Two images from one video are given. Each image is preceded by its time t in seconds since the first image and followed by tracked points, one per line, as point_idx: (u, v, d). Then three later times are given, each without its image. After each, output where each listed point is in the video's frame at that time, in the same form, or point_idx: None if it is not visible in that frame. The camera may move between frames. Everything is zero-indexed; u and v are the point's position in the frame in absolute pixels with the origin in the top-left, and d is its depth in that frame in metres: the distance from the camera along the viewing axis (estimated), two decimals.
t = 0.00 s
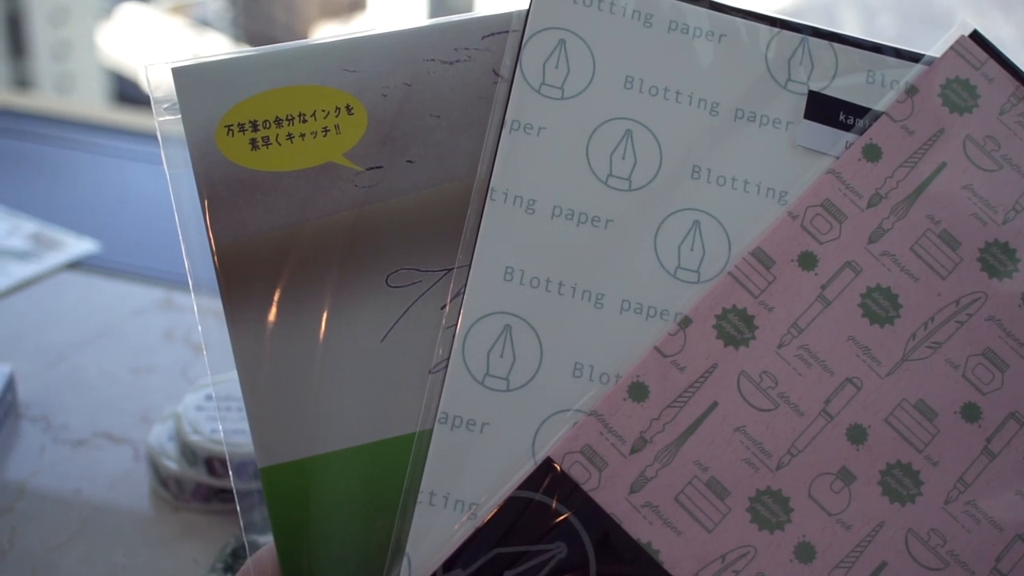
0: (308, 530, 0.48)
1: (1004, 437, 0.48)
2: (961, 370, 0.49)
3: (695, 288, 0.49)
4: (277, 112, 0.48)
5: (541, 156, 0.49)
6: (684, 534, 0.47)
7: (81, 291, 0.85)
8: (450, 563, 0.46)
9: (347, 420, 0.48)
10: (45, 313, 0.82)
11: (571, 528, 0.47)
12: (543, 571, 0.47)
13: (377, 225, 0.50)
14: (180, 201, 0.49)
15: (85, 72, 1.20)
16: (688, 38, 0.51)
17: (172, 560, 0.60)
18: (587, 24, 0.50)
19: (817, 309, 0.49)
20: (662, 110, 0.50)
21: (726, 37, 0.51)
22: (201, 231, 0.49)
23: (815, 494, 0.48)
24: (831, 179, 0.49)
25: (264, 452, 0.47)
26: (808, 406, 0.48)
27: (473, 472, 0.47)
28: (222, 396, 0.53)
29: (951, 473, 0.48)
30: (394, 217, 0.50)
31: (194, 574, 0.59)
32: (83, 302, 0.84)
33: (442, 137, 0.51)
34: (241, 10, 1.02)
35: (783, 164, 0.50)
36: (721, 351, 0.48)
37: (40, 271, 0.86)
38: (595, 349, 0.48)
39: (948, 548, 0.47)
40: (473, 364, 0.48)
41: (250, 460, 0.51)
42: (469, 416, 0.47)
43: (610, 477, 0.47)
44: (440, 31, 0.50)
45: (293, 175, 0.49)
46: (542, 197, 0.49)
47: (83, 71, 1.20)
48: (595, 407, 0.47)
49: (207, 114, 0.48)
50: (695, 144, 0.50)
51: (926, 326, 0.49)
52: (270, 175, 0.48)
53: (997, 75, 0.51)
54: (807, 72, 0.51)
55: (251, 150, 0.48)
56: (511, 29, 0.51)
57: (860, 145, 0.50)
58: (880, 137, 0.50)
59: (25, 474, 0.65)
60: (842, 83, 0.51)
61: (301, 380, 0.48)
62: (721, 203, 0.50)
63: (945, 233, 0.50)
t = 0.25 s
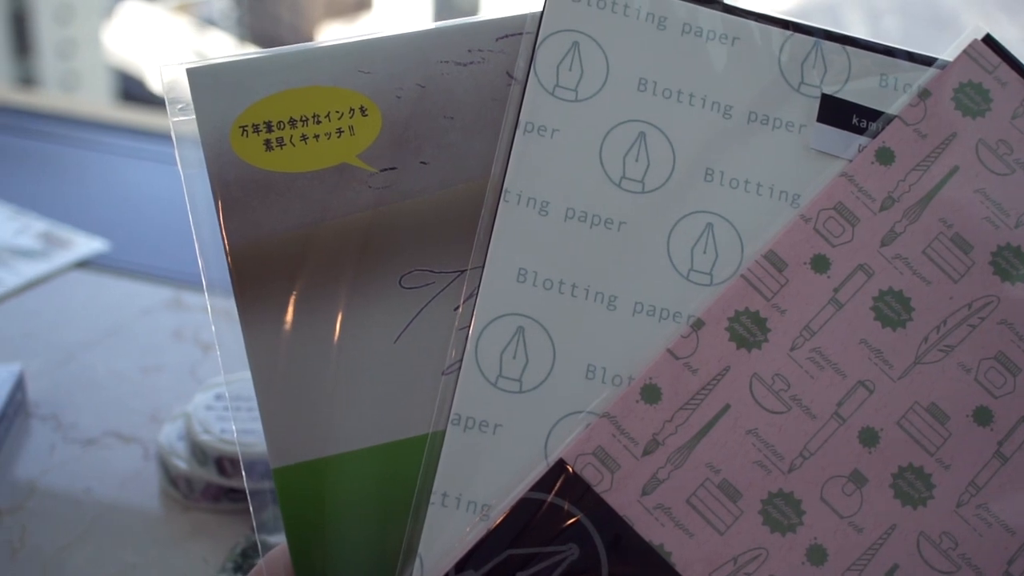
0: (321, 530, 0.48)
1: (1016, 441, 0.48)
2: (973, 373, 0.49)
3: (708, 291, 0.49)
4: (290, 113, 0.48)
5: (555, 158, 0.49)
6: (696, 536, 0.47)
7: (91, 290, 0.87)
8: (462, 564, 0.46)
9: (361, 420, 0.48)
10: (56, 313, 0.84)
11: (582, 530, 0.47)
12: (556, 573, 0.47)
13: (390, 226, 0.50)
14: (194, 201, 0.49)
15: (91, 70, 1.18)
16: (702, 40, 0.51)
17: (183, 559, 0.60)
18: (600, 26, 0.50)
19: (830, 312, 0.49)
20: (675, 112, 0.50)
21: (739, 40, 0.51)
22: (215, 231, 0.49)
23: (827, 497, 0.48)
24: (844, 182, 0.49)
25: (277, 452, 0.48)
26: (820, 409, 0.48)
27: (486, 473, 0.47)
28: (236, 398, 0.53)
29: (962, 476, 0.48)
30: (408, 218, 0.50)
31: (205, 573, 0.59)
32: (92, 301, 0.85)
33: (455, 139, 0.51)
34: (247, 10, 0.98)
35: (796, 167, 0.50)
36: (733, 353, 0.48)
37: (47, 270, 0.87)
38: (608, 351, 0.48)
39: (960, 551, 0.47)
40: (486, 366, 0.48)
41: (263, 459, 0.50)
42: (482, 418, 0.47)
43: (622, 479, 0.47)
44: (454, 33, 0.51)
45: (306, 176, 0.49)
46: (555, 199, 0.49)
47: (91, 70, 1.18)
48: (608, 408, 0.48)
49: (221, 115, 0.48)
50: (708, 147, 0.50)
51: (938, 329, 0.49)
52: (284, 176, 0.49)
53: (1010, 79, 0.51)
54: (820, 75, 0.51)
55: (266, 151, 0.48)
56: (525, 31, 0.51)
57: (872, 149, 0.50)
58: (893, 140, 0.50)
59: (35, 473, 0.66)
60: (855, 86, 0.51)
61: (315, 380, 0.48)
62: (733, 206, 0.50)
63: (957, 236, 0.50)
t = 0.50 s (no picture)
0: (333, 531, 0.48)
1: None
2: (982, 377, 0.49)
3: (718, 294, 0.49)
4: (303, 114, 0.49)
5: (566, 161, 0.49)
6: (706, 539, 0.47)
7: (100, 291, 0.89)
8: (472, 566, 0.46)
9: (372, 422, 0.49)
10: (65, 314, 0.85)
11: (592, 531, 0.47)
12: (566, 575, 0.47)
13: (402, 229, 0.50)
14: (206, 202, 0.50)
15: (94, 69, 1.17)
16: (713, 44, 0.51)
17: (192, 559, 0.61)
18: (612, 30, 0.50)
19: (840, 316, 0.49)
20: (686, 115, 0.50)
21: (750, 43, 0.51)
22: (227, 233, 0.50)
23: (836, 500, 0.48)
24: (855, 186, 0.49)
25: (289, 453, 0.48)
26: (830, 412, 0.48)
27: (497, 475, 0.47)
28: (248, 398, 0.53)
29: (972, 479, 0.48)
30: (419, 221, 0.50)
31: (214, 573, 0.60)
32: (100, 301, 0.87)
33: (467, 141, 0.51)
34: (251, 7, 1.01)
35: (806, 170, 0.50)
36: (743, 357, 0.48)
37: (57, 270, 0.90)
38: (619, 354, 0.48)
39: (969, 555, 0.48)
40: (497, 368, 0.48)
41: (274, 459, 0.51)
42: (492, 419, 0.48)
43: (632, 481, 0.47)
44: (466, 35, 0.51)
45: (318, 177, 0.49)
46: (566, 202, 0.49)
47: (93, 68, 1.17)
48: (618, 411, 0.48)
49: (233, 116, 0.48)
50: (719, 150, 0.50)
51: (947, 333, 0.49)
52: (297, 178, 0.49)
53: (1020, 84, 0.51)
54: (831, 79, 0.51)
55: (277, 152, 0.48)
56: (536, 34, 0.51)
57: (882, 153, 0.50)
58: (903, 144, 0.50)
59: (42, 473, 0.67)
60: (866, 91, 0.51)
61: (326, 382, 0.48)
62: (744, 209, 0.50)
63: (967, 241, 0.50)
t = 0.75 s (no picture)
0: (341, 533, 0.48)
1: None
2: (990, 381, 0.49)
3: (726, 298, 0.49)
4: (313, 116, 0.49)
5: (575, 164, 0.50)
6: (714, 541, 0.47)
7: (105, 290, 0.89)
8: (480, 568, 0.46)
9: (381, 423, 0.49)
10: (70, 314, 0.86)
11: (600, 534, 0.47)
12: None
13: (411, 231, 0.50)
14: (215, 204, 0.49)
15: (96, 68, 1.16)
16: (722, 48, 0.51)
17: (199, 559, 0.61)
18: (621, 33, 0.50)
19: (848, 319, 0.49)
20: (695, 119, 0.50)
21: (759, 48, 0.51)
22: (236, 234, 0.50)
23: (844, 503, 0.48)
24: (863, 190, 0.49)
25: (299, 455, 0.48)
26: (838, 416, 0.48)
27: (505, 477, 0.47)
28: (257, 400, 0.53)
29: (979, 483, 0.48)
30: (428, 223, 0.50)
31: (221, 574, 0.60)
32: (105, 301, 0.88)
33: (476, 143, 0.51)
34: (254, 8, 1.00)
35: (815, 174, 0.50)
36: (751, 360, 0.49)
37: (63, 270, 0.90)
38: (627, 357, 0.49)
39: (976, 558, 0.48)
40: (505, 371, 0.48)
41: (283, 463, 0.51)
42: (501, 422, 0.48)
43: (640, 484, 0.47)
44: (476, 38, 0.51)
45: (328, 179, 0.49)
46: (575, 205, 0.49)
47: (96, 67, 1.17)
48: (627, 414, 0.48)
49: (243, 118, 0.48)
50: (727, 154, 0.50)
51: (955, 337, 0.49)
52: (306, 180, 0.49)
53: None
54: (839, 83, 0.51)
55: (287, 154, 0.48)
56: (546, 38, 0.52)
57: (891, 157, 0.50)
58: (911, 149, 0.50)
59: (49, 473, 0.67)
60: (874, 95, 0.51)
61: (335, 383, 0.49)
62: (752, 213, 0.50)
63: (975, 245, 0.50)
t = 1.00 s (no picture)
0: (349, 535, 0.49)
1: None
2: (995, 385, 0.49)
3: (733, 301, 0.49)
4: (320, 118, 0.49)
5: (582, 167, 0.50)
6: (720, 544, 0.47)
7: (109, 290, 0.89)
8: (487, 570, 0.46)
9: (388, 425, 0.49)
10: (75, 314, 0.86)
11: (606, 537, 0.47)
12: None
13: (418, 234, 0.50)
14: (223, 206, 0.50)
15: (97, 68, 1.16)
16: (728, 51, 0.51)
17: (204, 560, 0.61)
18: (628, 35, 0.50)
19: (853, 323, 0.49)
20: (702, 122, 0.51)
21: (765, 51, 0.51)
22: (244, 236, 0.50)
23: (850, 507, 0.48)
24: (869, 194, 0.50)
25: (305, 457, 0.48)
26: (844, 419, 0.48)
27: (512, 480, 0.47)
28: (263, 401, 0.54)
29: (984, 487, 0.48)
30: (435, 225, 0.51)
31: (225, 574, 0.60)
32: (109, 301, 0.88)
33: (483, 146, 0.51)
34: (255, 9, 1.02)
35: (821, 178, 0.50)
36: (758, 363, 0.49)
37: (67, 271, 0.90)
38: (634, 360, 0.49)
39: (981, 562, 0.48)
40: (512, 373, 0.48)
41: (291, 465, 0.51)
42: (507, 424, 0.48)
43: (646, 487, 0.48)
44: (483, 41, 0.51)
45: (334, 181, 0.49)
46: (582, 208, 0.49)
47: (98, 67, 1.16)
48: (633, 416, 0.48)
49: (250, 120, 0.48)
50: (734, 158, 0.50)
51: (960, 341, 0.49)
52: (312, 182, 0.49)
53: None
54: (845, 87, 0.51)
55: (293, 156, 0.48)
56: (553, 40, 0.52)
57: (897, 161, 0.50)
58: (918, 152, 0.50)
59: (54, 473, 0.67)
60: (880, 99, 0.51)
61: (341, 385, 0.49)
62: (759, 217, 0.50)
63: (981, 249, 0.50)
